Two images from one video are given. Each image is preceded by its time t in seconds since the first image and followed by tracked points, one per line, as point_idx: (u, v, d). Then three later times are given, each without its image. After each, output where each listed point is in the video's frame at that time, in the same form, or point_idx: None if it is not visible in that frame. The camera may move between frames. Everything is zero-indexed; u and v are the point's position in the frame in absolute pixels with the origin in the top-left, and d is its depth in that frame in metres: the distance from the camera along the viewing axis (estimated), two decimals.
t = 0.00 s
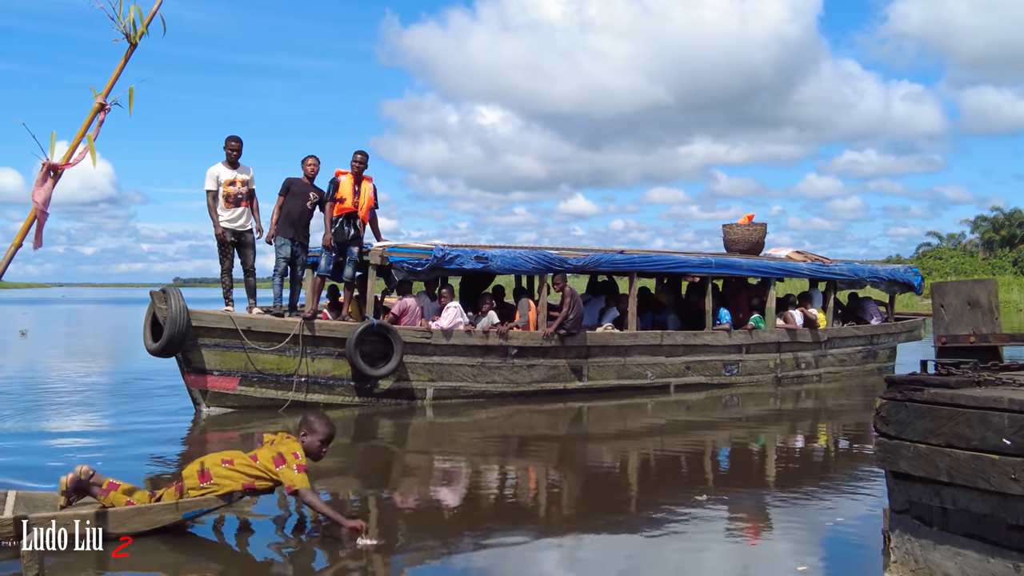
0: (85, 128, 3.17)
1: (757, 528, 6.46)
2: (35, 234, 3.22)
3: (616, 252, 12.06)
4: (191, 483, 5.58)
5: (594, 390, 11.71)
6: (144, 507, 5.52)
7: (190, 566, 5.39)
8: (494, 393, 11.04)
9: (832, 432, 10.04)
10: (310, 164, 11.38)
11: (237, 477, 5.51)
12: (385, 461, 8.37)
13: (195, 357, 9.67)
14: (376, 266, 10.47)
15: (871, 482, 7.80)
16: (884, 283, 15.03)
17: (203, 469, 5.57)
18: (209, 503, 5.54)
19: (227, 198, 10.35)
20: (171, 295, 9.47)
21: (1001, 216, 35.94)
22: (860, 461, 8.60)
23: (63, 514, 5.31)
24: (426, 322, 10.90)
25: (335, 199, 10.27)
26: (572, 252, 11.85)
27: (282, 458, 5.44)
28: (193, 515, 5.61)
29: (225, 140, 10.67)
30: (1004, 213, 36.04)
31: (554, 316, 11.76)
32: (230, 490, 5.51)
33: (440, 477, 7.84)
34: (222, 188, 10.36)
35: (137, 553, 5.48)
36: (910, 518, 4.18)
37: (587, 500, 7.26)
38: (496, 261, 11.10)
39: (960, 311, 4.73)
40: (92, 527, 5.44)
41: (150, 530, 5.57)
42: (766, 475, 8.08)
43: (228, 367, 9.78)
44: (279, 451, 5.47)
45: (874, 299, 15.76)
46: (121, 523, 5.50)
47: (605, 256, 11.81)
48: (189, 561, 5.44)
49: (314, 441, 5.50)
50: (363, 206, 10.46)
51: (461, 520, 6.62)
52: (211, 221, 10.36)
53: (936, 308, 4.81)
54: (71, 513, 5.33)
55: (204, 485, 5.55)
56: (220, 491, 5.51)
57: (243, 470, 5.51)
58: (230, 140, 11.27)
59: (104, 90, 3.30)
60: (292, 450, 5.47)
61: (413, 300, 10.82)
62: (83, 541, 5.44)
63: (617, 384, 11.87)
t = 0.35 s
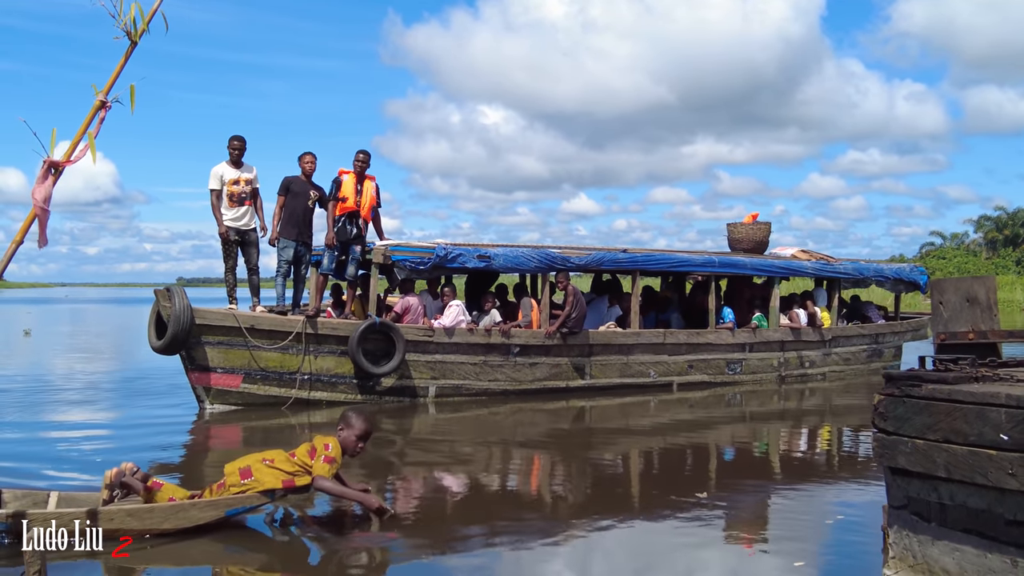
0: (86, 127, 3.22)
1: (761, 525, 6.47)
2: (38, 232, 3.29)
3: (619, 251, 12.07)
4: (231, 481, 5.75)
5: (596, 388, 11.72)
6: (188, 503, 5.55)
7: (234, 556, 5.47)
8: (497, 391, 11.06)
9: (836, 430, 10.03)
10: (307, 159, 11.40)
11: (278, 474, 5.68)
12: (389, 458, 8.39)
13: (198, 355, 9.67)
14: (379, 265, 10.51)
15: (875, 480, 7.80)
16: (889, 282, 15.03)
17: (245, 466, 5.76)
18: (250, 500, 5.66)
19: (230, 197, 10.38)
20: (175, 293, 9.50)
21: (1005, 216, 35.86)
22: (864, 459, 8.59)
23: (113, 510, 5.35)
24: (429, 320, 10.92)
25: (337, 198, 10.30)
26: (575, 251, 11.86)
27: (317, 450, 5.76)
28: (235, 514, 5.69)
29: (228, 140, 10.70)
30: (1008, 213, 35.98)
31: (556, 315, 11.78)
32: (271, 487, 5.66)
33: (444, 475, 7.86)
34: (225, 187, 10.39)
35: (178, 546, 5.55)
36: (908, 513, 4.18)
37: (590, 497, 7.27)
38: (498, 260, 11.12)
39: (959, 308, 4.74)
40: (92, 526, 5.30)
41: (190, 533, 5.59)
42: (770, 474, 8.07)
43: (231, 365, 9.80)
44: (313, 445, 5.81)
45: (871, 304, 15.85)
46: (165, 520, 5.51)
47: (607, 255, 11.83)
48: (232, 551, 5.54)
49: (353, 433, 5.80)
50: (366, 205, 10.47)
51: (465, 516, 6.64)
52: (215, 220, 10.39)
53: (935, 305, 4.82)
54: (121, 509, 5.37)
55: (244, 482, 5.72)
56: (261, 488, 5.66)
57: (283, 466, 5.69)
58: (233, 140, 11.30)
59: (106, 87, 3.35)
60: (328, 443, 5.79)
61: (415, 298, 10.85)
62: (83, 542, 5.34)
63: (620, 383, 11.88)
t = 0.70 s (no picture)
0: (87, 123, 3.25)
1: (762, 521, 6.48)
2: (40, 227, 3.35)
3: (620, 249, 12.08)
4: (272, 475, 5.81)
5: (597, 386, 11.73)
6: (229, 495, 5.58)
7: (247, 550, 5.47)
8: (497, 389, 11.07)
9: (839, 429, 10.03)
10: (306, 159, 11.44)
11: (317, 468, 5.74)
12: (390, 455, 8.41)
13: (201, 352, 9.71)
14: (380, 263, 10.54)
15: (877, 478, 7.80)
16: (893, 281, 15.04)
17: (286, 461, 5.83)
18: (290, 494, 5.69)
19: (233, 196, 10.41)
20: (178, 291, 9.53)
21: (1006, 216, 35.83)
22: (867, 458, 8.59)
23: (155, 502, 5.44)
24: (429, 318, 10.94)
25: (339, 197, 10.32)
26: (576, 249, 11.88)
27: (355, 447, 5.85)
28: (275, 509, 5.68)
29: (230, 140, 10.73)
30: (1009, 213, 35.96)
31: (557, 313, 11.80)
32: (312, 482, 5.70)
33: (446, 472, 7.88)
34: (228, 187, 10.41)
35: (209, 544, 5.52)
36: (905, 507, 4.20)
37: (592, 494, 7.29)
38: (499, 258, 11.14)
39: (956, 304, 4.73)
40: (92, 527, 5.38)
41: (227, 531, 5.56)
42: (771, 470, 8.09)
43: (233, 363, 9.83)
44: (352, 442, 5.90)
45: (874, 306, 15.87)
46: (205, 513, 5.55)
47: (608, 254, 11.85)
48: (266, 549, 5.48)
49: (384, 438, 5.87)
50: (367, 204, 10.49)
51: (468, 511, 6.66)
52: (218, 219, 10.42)
53: (933, 301, 4.82)
54: (162, 501, 5.46)
55: (284, 477, 5.77)
56: (302, 482, 5.70)
57: (323, 460, 5.75)
58: (236, 139, 11.32)
59: (106, 84, 3.39)
60: (367, 441, 5.85)
61: (415, 297, 10.87)
62: (83, 542, 5.37)
63: (621, 381, 11.90)
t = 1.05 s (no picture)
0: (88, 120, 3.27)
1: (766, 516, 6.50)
2: (44, 224, 3.39)
3: (621, 248, 12.10)
4: (313, 469, 5.85)
5: (599, 384, 11.75)
6: (271, 493, 5.61)
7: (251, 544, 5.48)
8: (499, 386, 11.10)
9: (842, 428, 10.05)
10: (311, 159, 11.47)
11: (359, 464, 5.75)
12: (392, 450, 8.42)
13: (204, 350, 9.74)
14: (381, 262, 10.57)
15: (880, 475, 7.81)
16: (896, 280, 15.06)
17: (326, 457, 5.85)
18: (331, 490, 5.74)
19: (237, 196, 10.43)
20: (181, 290, 9.56)
21: (1007, 216, 35.83)
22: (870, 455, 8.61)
23: (197, 502, 5.46)
24: (431, 317, 10.97)
25: (342, 196, 10.34)
26: (578, 248, 11.90)
27: (393, 440, 5.77)
28: (316, 505, 5.75)
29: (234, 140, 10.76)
30: (1010, 214, 35.97)
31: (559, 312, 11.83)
32: (353, 478, 5.72)
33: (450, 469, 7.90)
34: (232, 186, 10.44)
35: (252, 540, 5.51)
36: (903, 502, 4.21)
37: (595, 490, 7.31)
38: (501, 257, 11.17)
39: (955, 300, 4.75)
40: (92, 526, 5.33)
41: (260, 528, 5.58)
42: (774, 468, 8.11)
43: (236, 360, 9.86)
44: (391, 436, 5.83)
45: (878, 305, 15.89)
46: (248, 510, 5.57)
47: (609, 252, 11.86)
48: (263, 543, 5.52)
49: (423, 433, 5.79)
50: (369, 203, 10.52)
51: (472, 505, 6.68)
52: (222, 218, 10.43)
53: (932, 297, 4.86)
54: (204, 500, 5.48)
55: (325, 472, 5.80)
56: (343, 478, 5.73)
57: (363, 456, 5.75)
58: (240, 139, 11.35)
59: (107, 81, 3.40)
60: (405, 434, 5.76)
61: (417, 295, 10.90)
62: (83, 543, 5.31)
63: (623, 379, 11.92)
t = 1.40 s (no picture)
0: (86, 113, 3.29)
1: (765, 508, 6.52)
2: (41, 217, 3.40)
3: (622, 245, 12.12)
4: (349, 463, 5.83)
5: (600, 380, 11.77)
6: (309, 485, 5.60)
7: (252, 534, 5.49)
8: (500, 382, 11.12)
9: (843, 425, 10.05)
10: (312, 157, 11.50)
11: (394, 456, 5.73)
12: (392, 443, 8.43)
13: (206, 345, 9.77)
14: (382, 258, 10.62)
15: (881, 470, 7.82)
16: (899, 277, 15.06)
17: (362, 449, 5.83)
18: (369, 483, 5.72)
19: (240, 193, 10.46)
20: (183, 286, 9.59)
21: (1009, 216, 35.81)
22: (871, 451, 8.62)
23: (237, 493, 5.47)
24: (431, 313, 11.02)
25: (342, 193, 10.36)
26: (578, 244, 11.92)
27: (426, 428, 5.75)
28: (353, 496, 5.74)
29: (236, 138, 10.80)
30: (1012, 213, 35.96)
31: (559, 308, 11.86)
32: (390, 470, 5.71)
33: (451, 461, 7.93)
34: (234, 184, 10.47)
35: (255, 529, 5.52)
36: (897, 493, 4.23)
37: (595, 483, 7.33)
38: (501, 253, 11.19)
39: (951, 293, 4.76)
40: (92, 526, 5.33)
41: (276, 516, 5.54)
42: (775, 464, 8.12)
43: (238, 356, 9.89)
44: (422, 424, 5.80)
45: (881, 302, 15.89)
46: (287, 501, 5.57)
47: (610, 249, 11.89)
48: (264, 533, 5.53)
49: (455, 421, 5.77)
50: (370, 200, 10.52)
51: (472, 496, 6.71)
52: (225, 216, 10.43)
53: (927, 290, 4.86)
54: (245, 491, 5.49)
55: (361, 466, 5.79)
56: (380, 470, 5.72)
57: (398, 448, 5.73)
58: (243, 137, 11.40)
59: (105, 74, 3.43)
60: (437, 422, 5.74)
61: (418, 291, 10.97)
62: (82, 542, 5.16)
63: (624, 375, 11.94)
